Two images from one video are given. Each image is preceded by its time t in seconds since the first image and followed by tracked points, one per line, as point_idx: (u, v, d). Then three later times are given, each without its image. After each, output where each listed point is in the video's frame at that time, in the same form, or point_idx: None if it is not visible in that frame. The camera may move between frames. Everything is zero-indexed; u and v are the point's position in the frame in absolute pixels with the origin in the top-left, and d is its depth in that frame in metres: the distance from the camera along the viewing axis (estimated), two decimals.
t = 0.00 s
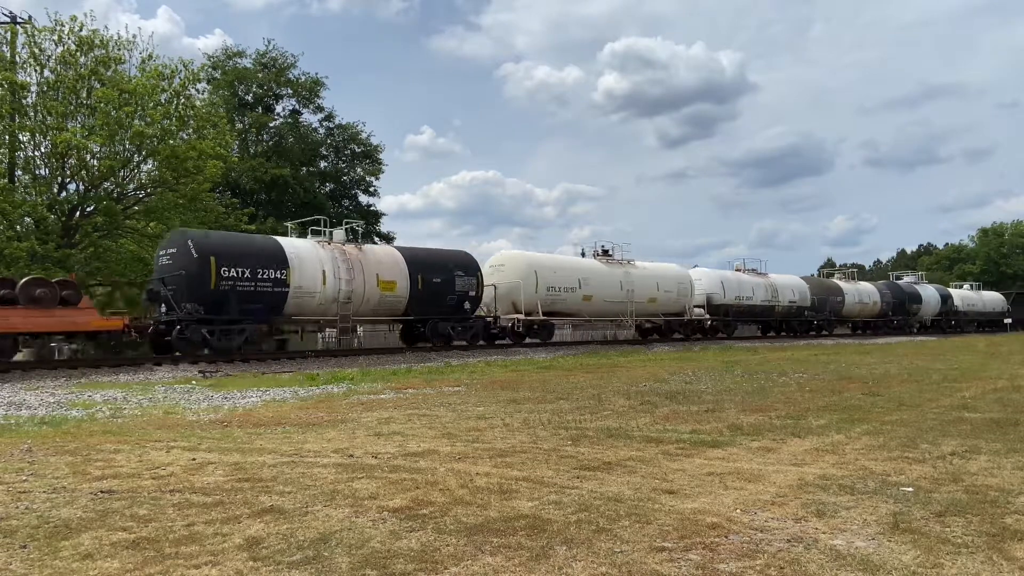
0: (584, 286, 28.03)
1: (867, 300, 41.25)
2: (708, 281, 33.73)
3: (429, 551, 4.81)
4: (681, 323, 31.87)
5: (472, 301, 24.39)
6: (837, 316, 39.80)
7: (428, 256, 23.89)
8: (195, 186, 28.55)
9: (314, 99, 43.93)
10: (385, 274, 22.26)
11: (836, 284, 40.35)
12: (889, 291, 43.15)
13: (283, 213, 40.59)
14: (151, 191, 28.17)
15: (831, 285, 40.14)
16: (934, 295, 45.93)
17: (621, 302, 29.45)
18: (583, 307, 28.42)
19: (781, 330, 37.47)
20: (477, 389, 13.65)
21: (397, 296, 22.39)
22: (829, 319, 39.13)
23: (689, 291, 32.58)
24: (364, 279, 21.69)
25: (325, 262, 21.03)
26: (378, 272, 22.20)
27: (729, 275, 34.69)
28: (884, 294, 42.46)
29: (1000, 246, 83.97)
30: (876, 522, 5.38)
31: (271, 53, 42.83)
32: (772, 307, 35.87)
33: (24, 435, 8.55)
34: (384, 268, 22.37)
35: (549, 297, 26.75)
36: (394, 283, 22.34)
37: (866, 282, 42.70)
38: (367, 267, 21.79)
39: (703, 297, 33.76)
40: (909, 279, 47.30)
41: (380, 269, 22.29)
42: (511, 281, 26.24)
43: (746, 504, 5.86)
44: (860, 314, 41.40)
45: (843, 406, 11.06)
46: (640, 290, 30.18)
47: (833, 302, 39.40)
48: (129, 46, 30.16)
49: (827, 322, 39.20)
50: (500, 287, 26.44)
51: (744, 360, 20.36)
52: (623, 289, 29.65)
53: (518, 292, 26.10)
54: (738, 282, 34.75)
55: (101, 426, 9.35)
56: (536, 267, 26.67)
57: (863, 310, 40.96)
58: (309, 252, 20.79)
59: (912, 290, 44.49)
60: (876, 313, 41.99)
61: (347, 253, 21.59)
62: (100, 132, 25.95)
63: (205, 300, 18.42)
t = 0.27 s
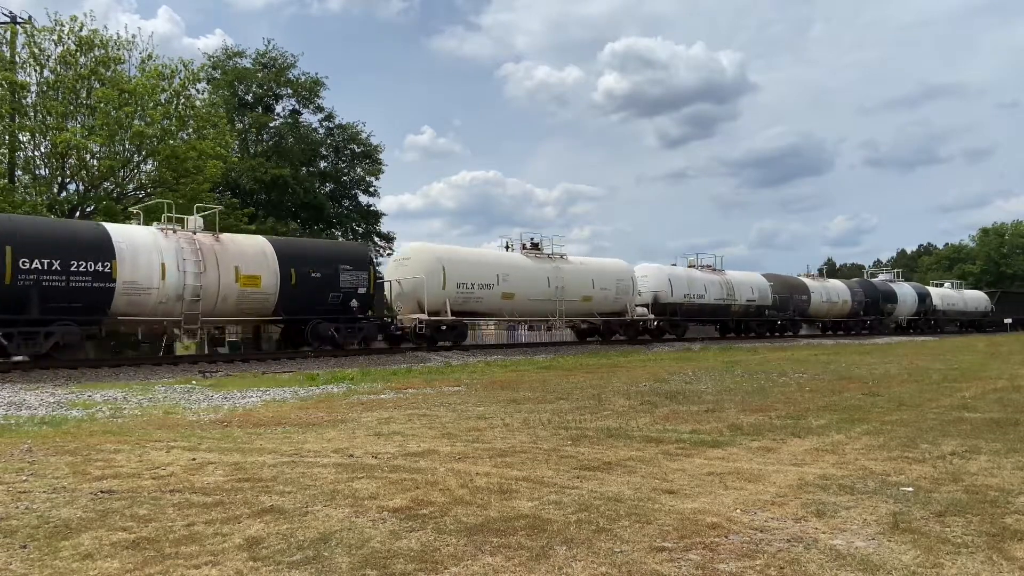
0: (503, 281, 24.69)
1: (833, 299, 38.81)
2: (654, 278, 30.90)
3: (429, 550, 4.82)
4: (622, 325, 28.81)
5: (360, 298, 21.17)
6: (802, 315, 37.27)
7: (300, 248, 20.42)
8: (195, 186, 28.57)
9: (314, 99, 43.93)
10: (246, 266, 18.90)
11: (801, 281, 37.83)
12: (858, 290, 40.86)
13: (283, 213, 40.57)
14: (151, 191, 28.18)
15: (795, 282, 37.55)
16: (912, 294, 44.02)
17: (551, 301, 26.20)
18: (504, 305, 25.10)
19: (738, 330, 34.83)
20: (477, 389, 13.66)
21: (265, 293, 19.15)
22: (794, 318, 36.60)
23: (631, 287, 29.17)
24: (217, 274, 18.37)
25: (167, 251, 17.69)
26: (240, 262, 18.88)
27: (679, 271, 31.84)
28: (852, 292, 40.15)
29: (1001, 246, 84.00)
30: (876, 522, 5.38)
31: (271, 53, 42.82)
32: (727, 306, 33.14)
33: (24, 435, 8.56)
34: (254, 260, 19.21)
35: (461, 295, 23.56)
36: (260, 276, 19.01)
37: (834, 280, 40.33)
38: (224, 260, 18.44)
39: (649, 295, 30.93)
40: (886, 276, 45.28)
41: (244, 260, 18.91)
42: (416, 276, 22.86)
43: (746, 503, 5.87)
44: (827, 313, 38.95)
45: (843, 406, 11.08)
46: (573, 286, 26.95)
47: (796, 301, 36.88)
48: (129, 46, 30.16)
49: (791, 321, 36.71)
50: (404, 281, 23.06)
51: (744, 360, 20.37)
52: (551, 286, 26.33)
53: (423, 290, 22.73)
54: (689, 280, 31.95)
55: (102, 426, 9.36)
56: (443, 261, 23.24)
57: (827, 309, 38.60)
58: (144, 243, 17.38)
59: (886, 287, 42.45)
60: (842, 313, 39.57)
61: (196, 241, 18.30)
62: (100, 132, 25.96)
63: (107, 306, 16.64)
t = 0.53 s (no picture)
0: (401, 276, 22.11)
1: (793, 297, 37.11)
2: (591, 275, 28.81)
3: (429, 551, 4.81)
4: (550, 325, 26.68)
5: (211, 297, 18.35)
6: (760, 315, 35.47)
7: (160, 237, 17.95)
8: (195, 186, 28.57)
9: (314, 99, 43.91)
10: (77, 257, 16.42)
11: (759, 279, 36.04)
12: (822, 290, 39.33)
13: (283, 213, 40.58)
14: (151, 191, 28.19)
15: (753, 279, 35.74)
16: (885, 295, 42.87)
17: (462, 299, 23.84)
18: (405, 304, 22.53)
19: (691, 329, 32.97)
20: (477, 389, 13.65)
21: (77, 290, 16.16)
22: (752, 318, 34.83)
23: (560, 284, 27.04)
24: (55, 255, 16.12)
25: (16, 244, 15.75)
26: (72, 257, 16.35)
27: (619, 268, 29.74)
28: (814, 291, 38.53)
29: (1001, 246, 84.01)
30: (876, 522, 5.38)
31: (271, 53, 42.78)
32: (672, 305, 31.23)
33: (24, 436, 8.55)
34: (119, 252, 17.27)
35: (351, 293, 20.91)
36: (72, 271, 16.12)
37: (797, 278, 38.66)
38: (24, 247, 15.59)
39: (586, 294, 28.82)
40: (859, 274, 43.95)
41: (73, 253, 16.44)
42: (289, 270, 19.98)
43: (746, 503, 5.87)
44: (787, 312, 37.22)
45: (843, 406, 11.08)
46: (489, 284, 24.59)
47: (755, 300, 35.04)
48: (129, 46, 30.14)
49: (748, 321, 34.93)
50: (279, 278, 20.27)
51: (744, 360, 20.33)
52: (461, 283, 23.90)
53: (299, 285, 19.85)
54: (631, 278, 29.92)
55: (102, 426, 9.36)
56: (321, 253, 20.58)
57: (787, 308, 36.91)
58: None
59: (855, 286, 41.12)
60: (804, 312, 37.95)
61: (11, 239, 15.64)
62: (100, 132, 25.97)
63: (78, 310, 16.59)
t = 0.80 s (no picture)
0: (267, 273, 19.07)
1: (749, 294, 35.27)
2: (514, 269, 26.35)
3: (429, 550, 4.81)
4: (462, 327, 23.97)
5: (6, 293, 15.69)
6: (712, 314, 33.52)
7: None
8: (195, 186, 28.58)
9: (314, 99, 43.90)
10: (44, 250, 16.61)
11: (711, 276, 34.14)
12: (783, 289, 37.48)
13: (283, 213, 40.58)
14: (151, 191, 28.20)
15: (705, 277, 33.86)
16: (855, 294, 41.34)
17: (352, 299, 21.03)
18: (272, 302, 19.43)
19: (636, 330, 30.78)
20: (477, 389, 13.63)
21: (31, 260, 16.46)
22: (704, 317, 33.02)
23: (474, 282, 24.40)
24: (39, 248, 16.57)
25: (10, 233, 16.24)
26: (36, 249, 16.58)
27: (549, 264, 27.31)
28: (773, 288, 36.72)
29: (1002, 245, 84.01)
30: (876, 522, 5.39)
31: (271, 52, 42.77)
32: (610, 302, 29.14)
33: (25, 435, 8.54)
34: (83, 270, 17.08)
35: (206, 291, 17.99)
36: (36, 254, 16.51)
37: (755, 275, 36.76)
38: None
39: (508, 290, 26.31)
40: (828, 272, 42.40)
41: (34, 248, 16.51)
42: (121, 263, 16.92)
43: (746, 503, 5.87)
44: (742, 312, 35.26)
45: (843, 405, 11.08)
46: (385, 282, 21.67)
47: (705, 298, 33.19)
48: (128, 46, 30.14)
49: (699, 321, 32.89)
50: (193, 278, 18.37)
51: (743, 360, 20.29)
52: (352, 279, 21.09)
53: (128, 281, 16.80)
54: (562, 274, 27.58)
55: (102, 426, 9.37)
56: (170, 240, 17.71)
57: (743, 307, 35.00)
58: None
59: (822, 285, 39.60)
60: (762, 310, 36.05)
61: None
62: (100, 132, 25.98)
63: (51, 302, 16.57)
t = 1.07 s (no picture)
0: (87, 264, 16.30)
1: (700, 292, 32.58)
2: (420, 264, 23.44)
3: (429, 550, 4.81)
4: (348, 328, 20.91)
5: None
6: (658, 314, 30.65)
7: None
8: (195, 186, 28.59)
9: (313, 99, 43.90)
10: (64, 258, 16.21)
11: (656, 272, 31.22)
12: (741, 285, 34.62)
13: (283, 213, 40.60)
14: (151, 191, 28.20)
15: (649, 273, 30.93)
16: (823, 291, 39.07)
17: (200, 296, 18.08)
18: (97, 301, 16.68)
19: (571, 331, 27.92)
20: (477, 389, 13.62)
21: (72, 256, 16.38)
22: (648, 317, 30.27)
23: (364, 278, 21.40)
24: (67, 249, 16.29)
25: (75, 237, 16.31)
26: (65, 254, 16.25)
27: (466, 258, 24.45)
28: (729, 286, 34.03)
29: (1002, 245, 83.98)
30: (876, 521, 5.39)
31: (271, 52, 42.78)
32: (536, 302, 26.17)
33: (24, 435, 8.53)
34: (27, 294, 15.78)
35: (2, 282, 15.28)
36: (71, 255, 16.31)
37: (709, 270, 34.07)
38: None
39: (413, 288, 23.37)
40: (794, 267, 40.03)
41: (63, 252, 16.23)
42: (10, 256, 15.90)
43: (746, 503, 5.88)
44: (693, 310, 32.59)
45: (843, 405, 11.07)
46: (245, 277, 18.81)
47: (649, 296, 30.33)
48: (128, 46, 30.15)
49: (644, 321, 30.04)
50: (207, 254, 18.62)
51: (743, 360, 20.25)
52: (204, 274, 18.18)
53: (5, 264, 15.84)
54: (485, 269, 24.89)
55: (102, 425, 9.37)
56: (26, 232, 15.77)
57: (695, 305, 32.25)
58: None
59: (788, 281, 37.08)
60: (716, 310, 33.32)
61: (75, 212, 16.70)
62: (100, 132, 25.98)
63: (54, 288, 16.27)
